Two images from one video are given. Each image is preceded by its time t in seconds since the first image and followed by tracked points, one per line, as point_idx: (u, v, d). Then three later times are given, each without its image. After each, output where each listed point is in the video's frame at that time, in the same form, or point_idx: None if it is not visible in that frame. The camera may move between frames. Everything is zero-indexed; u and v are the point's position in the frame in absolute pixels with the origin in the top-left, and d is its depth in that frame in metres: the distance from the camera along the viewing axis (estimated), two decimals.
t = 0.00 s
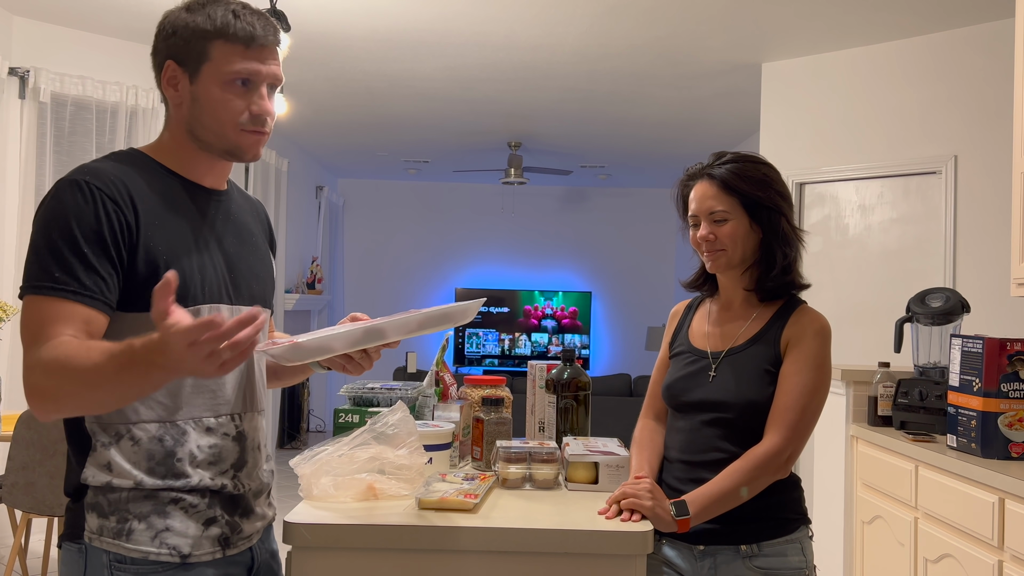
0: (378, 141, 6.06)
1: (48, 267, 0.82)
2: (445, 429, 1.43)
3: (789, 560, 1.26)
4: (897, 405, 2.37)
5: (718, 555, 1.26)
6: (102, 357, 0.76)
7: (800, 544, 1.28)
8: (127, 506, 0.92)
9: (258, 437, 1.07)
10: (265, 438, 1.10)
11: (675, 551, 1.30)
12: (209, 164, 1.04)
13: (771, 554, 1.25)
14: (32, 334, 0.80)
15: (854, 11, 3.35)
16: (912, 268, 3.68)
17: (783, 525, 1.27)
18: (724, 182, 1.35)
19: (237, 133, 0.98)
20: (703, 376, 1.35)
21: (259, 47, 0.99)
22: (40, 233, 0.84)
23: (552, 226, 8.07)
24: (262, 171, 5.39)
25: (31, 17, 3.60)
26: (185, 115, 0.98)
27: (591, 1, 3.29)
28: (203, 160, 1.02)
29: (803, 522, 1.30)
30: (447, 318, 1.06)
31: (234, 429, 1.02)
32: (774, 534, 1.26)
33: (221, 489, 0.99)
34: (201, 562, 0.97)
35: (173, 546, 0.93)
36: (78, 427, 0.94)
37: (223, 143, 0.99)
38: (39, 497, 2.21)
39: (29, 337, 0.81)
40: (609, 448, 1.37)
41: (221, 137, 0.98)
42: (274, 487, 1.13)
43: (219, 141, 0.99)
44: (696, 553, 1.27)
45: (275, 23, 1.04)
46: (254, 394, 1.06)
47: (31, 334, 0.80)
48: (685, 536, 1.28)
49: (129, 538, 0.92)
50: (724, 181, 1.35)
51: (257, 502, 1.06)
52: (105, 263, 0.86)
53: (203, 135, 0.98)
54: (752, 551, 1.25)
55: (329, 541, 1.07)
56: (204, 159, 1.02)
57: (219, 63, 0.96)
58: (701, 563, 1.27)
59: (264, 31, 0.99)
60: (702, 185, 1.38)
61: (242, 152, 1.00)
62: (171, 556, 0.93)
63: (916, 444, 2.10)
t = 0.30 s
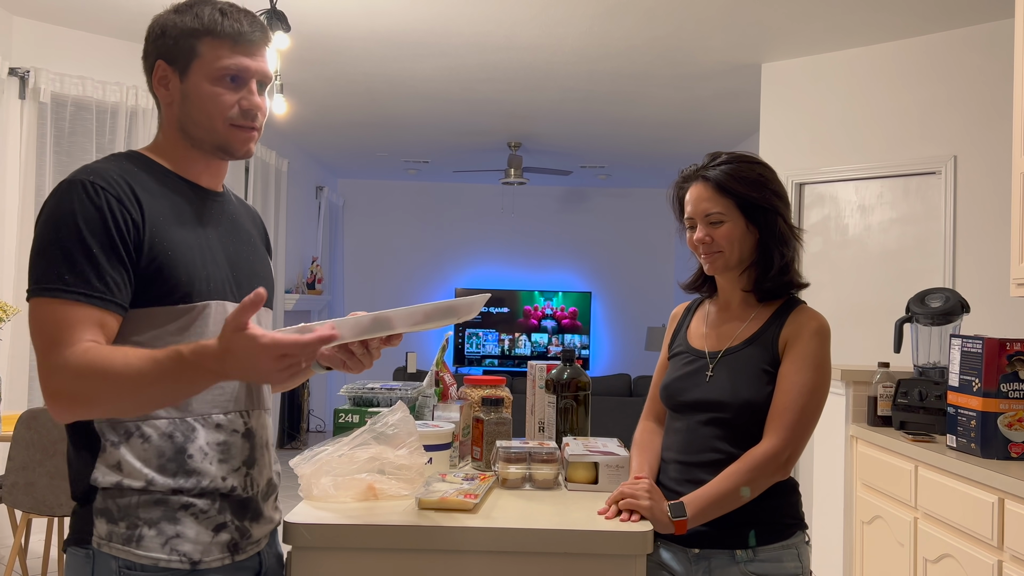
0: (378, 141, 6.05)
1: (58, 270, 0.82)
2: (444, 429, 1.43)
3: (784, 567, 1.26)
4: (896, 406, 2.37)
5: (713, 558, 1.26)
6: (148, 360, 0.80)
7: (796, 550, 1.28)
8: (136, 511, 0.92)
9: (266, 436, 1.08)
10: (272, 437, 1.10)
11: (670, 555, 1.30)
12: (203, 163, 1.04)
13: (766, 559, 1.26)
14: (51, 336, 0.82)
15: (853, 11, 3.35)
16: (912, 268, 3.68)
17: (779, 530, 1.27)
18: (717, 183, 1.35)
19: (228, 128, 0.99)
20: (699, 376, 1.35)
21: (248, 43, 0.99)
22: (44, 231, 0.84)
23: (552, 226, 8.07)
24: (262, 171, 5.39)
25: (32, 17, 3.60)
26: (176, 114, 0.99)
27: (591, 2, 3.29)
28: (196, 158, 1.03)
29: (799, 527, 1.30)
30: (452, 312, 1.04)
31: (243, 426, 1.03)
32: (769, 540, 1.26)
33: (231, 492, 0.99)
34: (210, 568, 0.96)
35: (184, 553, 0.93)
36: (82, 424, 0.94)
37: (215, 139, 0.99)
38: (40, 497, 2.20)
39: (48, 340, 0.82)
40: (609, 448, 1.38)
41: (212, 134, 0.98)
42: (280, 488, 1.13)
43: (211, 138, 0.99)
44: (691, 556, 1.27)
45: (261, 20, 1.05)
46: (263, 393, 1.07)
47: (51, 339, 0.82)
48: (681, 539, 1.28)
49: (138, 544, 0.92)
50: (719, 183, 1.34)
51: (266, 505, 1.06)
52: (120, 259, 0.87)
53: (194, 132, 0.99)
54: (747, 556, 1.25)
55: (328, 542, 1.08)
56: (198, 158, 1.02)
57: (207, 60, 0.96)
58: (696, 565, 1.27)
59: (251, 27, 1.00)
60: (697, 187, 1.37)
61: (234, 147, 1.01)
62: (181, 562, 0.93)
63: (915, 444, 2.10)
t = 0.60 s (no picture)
0: (378, 141, 6.05)
1: (35, 257, 0.83)
2: (444, 429, 1.43)
3: (783, 569, 1.26)
4: (896, 406, 2.37)
5: (711, 560, 1.26)
6: (74, 346, 0.79)
7: (796, 553, 1.27)
8: (149, 516, 0.92)
9: (272, 432, 1.08)
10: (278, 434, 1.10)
11: (670, 555, 1.30)
12: (207, 168, 1.04)
13: (765, 562, 1.25)
14: (12, 317, 0.82)
15: (853, 11, 3.35)
16: (912, 268, 3.68)
17: (779, 532, 1.26)
18: (717, 185, 1.35)
19: (234, 135, 0.99)
20: (700, 376, 1.35)
21: (255, 52, 1.01)
22: (42, 222, 0.85)
23: (552, 226, 8.07)
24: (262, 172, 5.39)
25: (31, 17, 3.60)
26: (182, 119, 0.99)
27: (590, 2, 3.29)
28: (200, 163, 1.03)
29: (799, 530, 1.29)
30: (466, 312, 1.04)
31: (249, 422, 1.03)
32: (768, 542, 1.26)
33: (240, 491, 0.99)
34: (224, 571, 0.96)
35: (199, 556, 0.93)
36: (90, 419, 0.94)
37: (221, 144, 0.99)
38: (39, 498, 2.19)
39: (10, 321, 0.83)
40: (609, 448, 1.38)
41: (219, 139, 0.99)
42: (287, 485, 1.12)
43: (216, 143, 1.00)
44: (690, 556, 1.27)
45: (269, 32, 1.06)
46: (267, 391, 1.08)
47: (12, 321, 0.82)
48: (680, 540, 1.28)
49: (153, 549, 0.92)
50: (717, 185, 1.34)
51: (275, 503, 1.06)
52: (100, 248, 0.87)
53: (200, 137, 0.99)
54: (746, 558, 1.25)
55: (328, 543, 1.08)
56: (203, 163, 1.03)
57: (216, 66, 0.97)
58: (695, 566, 1.27)
59: (259, 37, 1.02)
60: (695, 189, 1.37)
61: (239, 153, 1.01)
62: (197, 565, 0.94)
63: (916, 444, 2.10)
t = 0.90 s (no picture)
0: (378, 141, 6.04)
1: (47, 256, 0.82)
2: (444, 429, 1.43)
3: (789, 565, 1.26)
4: (896, 406, 2.37)
5: (718, 557, 1.26)
6: (121, 354, 0.79)
7: (801, 549, 1.27)
8: (129, 515, 0.92)
9: (259, 435, 1.08)
10: (266, 436, 1.11)
11: (676, 552, 1.30)
12: (207, 164, 1.04)
13: (771, 558, 1.25)
14: (31, 318, 0.80)
15: (853, 11, 3.35)
16: (912, 268, 3.69)
17: (786, 529, 1.26)
18: (718, 187, 1.34)
19: (217, 125, 0.98)
20: (704, 378, 1.35)
21: (236, 39, 0.99)
22: (50, 218, 0.84)
23: (552, 226, 8.07)
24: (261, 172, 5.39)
25: (32, 17, 3.60)
26: (175, 117, 1.00)
27: (590, 2, 3.29)
28: (198, 160, 1.03)
29: (805, 527, 1.29)
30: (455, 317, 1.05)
31: (236, 425, 1.03)
32: (775, 539, 1.26)
33: (223, 492, 0.99)
34: (205, 571, 0.97)
35: (178, 555, 0.93)
36: (75, 417, 0.94)
37: (209, 137, 0.99)
38: (39, 498, 2.19)
39: (27, 323, 0.81)
40: (608, 448, 1.38)
41: (204, 132, 0.99)
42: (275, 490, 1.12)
43: (204, 137, 0.99)
44: (697, 554, 1.27)
45: (259, 24, 1.06)
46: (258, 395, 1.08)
47: (31, 322, 0.80)
48: (687, 537, 1.28)
49: (132, 547, 0.91)
50: (718, 187, 1.34)
51: (259, 505, 1.06)
52: (111, 249, 0.87)
53: (191, 132, 0.99)
54: (753, 554, 1.25)
55: (328, 543, 1.08)
56: (201, 158, 1.03)
57: (196, 58, 0.97)
58: (701, 564, 1.27)
59: (239, 25, 1.00)
60: (697, 191, 1.37)
61: (227, 143, 1.00)
62: (176, 565, 0.94)
63: (916, 444, 2.10)
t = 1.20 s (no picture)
0: (378, 141, 6.04)
1: (20, 272, 0.83)
2: (444, 429, 1.43)
3: (795, 562, 1.25)
4: (896, 406, 2.37)
5: (723, 555, 1.26)
6: (82, 374, 0.80)
7: (807, 546, 1.27)
8: (134, 511, 0.92)
9: (264, 433, 1.08)
10: (271, 434, 1.11)
11: (682, 550, 1.31)
12: (187, 165, 1.04)
13: (777, 556, 1.25)
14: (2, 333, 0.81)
15: (854, 11, 3.35)
16: (912, 268, 3.69)
17: (790, 527, 1.26)
18: (721, 188, 1.34)
19: (190, 133, 0.99)
20: (708, 378, 1.35)
21: (212, 43, 0.98)
22: (27, 235, 0.85)
23: (552, 226, 8.07)
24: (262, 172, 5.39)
25: (32, 17, 3.60)
26: (151, 119, 1.00)
27: (590, 2, 3.29)
28: (178, 161, 1.03)
29: (811, 524, 1.29)
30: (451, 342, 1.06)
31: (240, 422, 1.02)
32: (781, 536, 1.26)
33: (228, 490, 0.99)
34: (208, 568, 0.96)
35: (181, 552, 0.93)
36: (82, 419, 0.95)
37: (182, 142, 1.00)
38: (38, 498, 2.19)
39: None
40: (609, 448, 1.38)
41: (177, 137, 0.99)
42: (283, 486, 1.13)
43: (179, 141, 0.99)
44: (703, 552, 1.28)
45: (241, 21, 1.03)
46: (260, 390, 1.08)
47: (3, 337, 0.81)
48: (692, 536, 1.29)
49: (136, 544, 0.92)
50: (722, 188, 1.34)
51: (266, 503, 1.06)
52: (83, 261, 0.87)
53: (165, 135, 1.00)
54: (759, 552, 1.25)
55: (330, 542, 1.08)
56: (179, 159, 1.03)
57: (170, 63, 0.96)
58: (707, 562, 1.27)
59: (214, 26, 0.98)
60: (701, 192, 1.37)
61: (200, 151, 1.01)
62: (179, 562, 0.93)
63: (916, 444, 2.10)
